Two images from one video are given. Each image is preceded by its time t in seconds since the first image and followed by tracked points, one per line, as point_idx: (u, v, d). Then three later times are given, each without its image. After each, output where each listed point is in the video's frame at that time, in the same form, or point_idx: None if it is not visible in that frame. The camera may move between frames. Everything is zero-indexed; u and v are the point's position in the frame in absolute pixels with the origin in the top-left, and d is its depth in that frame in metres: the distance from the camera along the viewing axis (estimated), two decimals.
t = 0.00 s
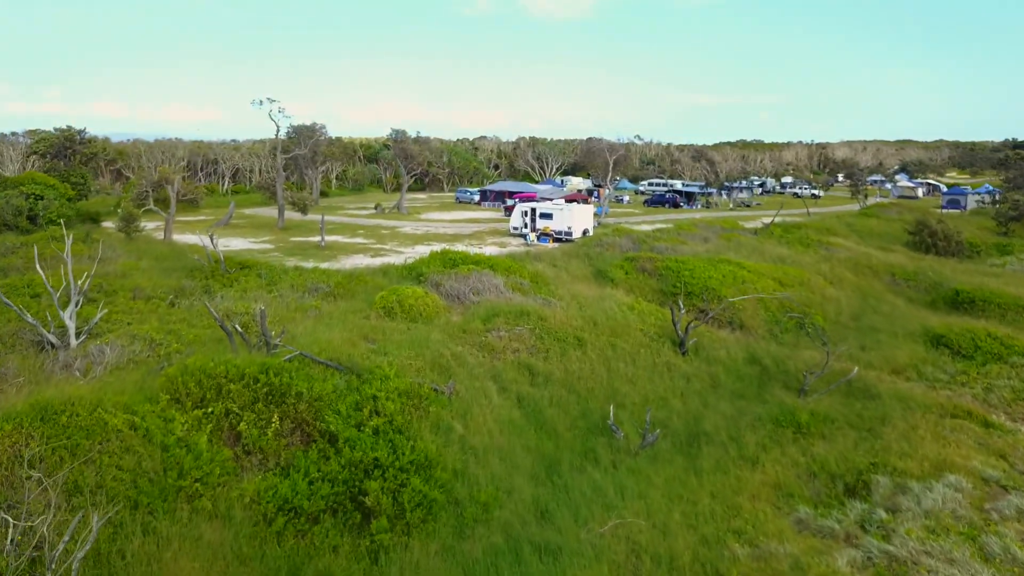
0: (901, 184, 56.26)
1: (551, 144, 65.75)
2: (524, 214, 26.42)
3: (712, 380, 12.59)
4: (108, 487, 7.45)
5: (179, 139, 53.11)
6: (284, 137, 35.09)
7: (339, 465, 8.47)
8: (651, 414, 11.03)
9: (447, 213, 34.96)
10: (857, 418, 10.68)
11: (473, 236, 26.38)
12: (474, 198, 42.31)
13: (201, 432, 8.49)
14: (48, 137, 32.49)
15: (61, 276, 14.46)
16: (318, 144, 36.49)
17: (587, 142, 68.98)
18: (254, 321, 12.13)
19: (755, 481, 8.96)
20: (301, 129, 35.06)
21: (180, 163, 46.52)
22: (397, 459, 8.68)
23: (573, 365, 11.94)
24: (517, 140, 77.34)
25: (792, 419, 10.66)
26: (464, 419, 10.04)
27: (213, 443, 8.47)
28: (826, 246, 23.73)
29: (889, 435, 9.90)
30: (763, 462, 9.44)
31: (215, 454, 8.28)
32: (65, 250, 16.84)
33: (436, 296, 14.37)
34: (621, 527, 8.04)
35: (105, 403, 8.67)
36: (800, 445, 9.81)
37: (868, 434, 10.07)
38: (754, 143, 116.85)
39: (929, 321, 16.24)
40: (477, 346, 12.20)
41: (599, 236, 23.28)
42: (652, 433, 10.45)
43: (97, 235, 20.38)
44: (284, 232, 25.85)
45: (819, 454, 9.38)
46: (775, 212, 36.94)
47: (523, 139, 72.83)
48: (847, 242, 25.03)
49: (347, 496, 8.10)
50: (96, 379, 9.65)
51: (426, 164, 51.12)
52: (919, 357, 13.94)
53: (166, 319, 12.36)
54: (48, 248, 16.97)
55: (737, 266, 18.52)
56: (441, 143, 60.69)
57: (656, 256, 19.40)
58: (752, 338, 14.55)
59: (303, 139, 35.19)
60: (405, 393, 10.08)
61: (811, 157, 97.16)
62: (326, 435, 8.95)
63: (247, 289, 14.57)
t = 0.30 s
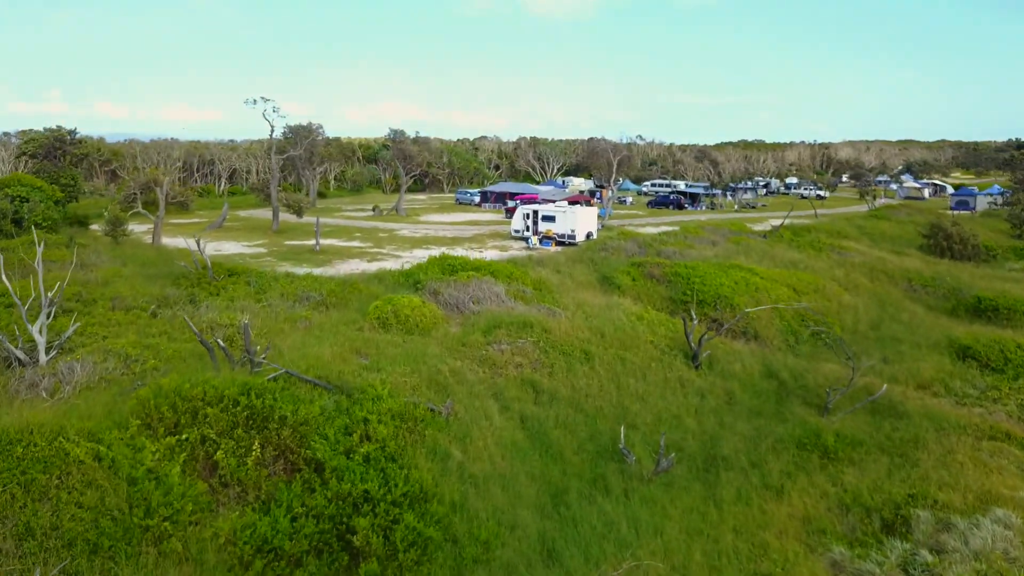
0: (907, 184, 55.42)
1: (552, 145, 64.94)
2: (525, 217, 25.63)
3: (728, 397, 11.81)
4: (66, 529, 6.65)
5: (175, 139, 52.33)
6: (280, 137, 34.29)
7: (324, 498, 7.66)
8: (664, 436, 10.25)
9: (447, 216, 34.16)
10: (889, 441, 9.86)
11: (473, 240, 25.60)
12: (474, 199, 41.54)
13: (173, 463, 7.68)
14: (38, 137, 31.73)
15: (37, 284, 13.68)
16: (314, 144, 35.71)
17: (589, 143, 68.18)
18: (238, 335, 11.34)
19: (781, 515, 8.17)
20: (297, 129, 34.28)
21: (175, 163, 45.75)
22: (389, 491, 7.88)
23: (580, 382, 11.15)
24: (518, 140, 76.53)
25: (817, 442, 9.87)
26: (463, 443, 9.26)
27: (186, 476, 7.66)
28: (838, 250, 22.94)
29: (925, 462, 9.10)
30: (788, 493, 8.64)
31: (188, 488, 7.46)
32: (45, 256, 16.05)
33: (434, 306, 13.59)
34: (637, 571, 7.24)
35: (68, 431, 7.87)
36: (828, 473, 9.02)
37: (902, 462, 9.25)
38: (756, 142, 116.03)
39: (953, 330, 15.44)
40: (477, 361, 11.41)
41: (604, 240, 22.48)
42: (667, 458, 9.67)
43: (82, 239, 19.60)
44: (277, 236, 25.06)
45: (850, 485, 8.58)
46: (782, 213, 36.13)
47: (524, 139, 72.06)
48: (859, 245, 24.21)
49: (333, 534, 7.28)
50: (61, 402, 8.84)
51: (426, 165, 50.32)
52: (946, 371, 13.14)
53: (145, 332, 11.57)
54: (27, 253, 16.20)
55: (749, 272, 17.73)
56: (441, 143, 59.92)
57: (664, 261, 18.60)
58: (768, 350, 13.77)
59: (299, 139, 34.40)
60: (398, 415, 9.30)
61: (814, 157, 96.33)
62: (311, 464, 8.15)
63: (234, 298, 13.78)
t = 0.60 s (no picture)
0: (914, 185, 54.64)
1: (553, 145, 64.18)
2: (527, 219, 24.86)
3: (746, 417, 11.02)
4: None
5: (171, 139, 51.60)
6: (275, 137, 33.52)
7: (306, 539, 6.82)
8: (679, 461, 9.46)
9: (446, 217, 33.37)
10: (924, 469, 9.08)
11: (473, 243, 24.83)
12: (474, 201, 40.78)
13: (138, 499, 6.84)
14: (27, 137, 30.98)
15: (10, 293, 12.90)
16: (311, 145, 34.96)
17: (590, 143, 67.40)
18: (220, 350, 10.55)
19: (813, 555, 7.38)
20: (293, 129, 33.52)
21: (170, 164, 44.99)
22: (378, 530, 7.06)
23: (587, 400, 10.37)
24: (519, 140, 75.72)
25: (846, 469, 9.09)
26: (461, 471, 8.48)
27: (153, 514, 6.79)
28: (851, 254, 22.16)
29: (968, 494, 8.31)
30: (819, 529, 7.85)
31: (153, 527, 6.59)
32: (23, 262, 15.28)
33: (432, 316, 12.82)
34: None
35: (22, 465, 7.07)
36: (860, 506, 8.24)
37: (942, 494, 8.46)
38: (757, 142, 115.29)
39: (978, 341, 14.65)
40: (477, 378, 10.62)
41: (608, 244, 21.71)
42: (683, 486, 8.87)
43: (66, 243, 18.84)
44: (271, 239, 24.28)
45: (887, 520, 7.79)
46: (789, 215, 35.33)
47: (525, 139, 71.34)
48: (872, 249, 23.43)
49: None
50: (20, 428, 8.02)
51: (425, 165, 49.55)
52: (976, 386, 12.35)
53: (121, 346, 10.78)
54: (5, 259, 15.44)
55: (762, 278, 16.96)
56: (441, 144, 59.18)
57: (672, 267, 17.81)
58: (785, 364, 13.00)
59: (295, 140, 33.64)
60: (390, 441, 8.51)
61: (817, 157, 95.55)
62: (293, 500, 7.34)
63: (219, 309, 13.00)
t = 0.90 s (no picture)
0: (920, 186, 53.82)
1: (554, 145, 63.37)
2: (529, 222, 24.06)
3: (767, 440, 10.22)
4: None
5: (166, 139, 50.80)
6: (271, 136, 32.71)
7: None
8: (699, 491, 8.66)
9: (445, 219, 32.58)
10: (967, 501, 8.28)
11: (474, 247, 24.03)
12: (475, 202, 40.00)
13: (93, 545, 5.94)
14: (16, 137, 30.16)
15: None
16: (308, 145, 34.16)
17: (591, 143, 66.61)
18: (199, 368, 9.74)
19: None
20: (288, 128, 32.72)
21: (165, 164, 44.23)
22: None
23: (597, 422, 9.58)
24: (519, 140, 74.88)
25: (882, 501, 8.29)
26: (458, 506, 7.67)
27: (110, 563, 5.86)
28: (866, 258, 21.36)
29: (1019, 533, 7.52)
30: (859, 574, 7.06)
31: None
32: None
33: (429, 327, 12.03)
34: None
35: None
36: (903, 547, 7.45)
37: (991, 533, 7.66)
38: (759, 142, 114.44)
39: (1007, 353, 13.85)
40: (477, 397, 9.82)
41: (613, 248, 20.91)
42: (705, 520, 8.06)
43: (48, 248, 18.02)
44: (264, 243, 23.46)
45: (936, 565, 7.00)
46: (796, 217, 34.53)
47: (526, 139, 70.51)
48: (886, 253, 22.62)
49: None
50: None
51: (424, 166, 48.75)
52: (1010, 403, 11.55)
53: (93, 363, 9.97)
54: None
55: (776, 285, 16.17)
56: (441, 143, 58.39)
57: (682, 273, 17.01)
58: (805, 379, 12.21)
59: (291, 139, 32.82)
60: (381, 473, 7.71)
61: (820, 157, 94.73)
62: (271, 544, 6.50)
63: (202, 320, 12.20)
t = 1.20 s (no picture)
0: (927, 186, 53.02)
1: (555, 145, 62.56)
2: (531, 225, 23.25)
3: (792, 466, 9.42)
4: None
5: (161, 138, 49.97)
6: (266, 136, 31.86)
7: None
8: (722, 527, 7.84)
9: (445, 221, 31.79)
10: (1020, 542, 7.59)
11: (474, 250, 23.22)
12: (475, 203, 39.21)
13: None
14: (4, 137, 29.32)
15: None
16: (304, 145, 33.33)
17: (593, 143, 65.81)
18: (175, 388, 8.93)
19: None
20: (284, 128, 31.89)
21: (159, 164, 43.38)
22: None
23: (608, 448, 8.77)
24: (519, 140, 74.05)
25: (926, 540, 7.53)
26: (457, 548, 6.84)
27: None
28: (881, 262, 20.58)
29: None
30: None
31: None
32: None
33: (425, 341, 11.24)
34: None
35: None
36: None
37: None
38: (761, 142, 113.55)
39: None
40: (477, 420, 9.02)
41: (619, 252, 20.12)
42: (730, 561, 7.23)
43: (28, 253, 17.20)
44: (256, 246, 22.64)
45: None
46: (804, 219, 33.73)
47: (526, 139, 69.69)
48: (901, 257, 21.84)
49: None
50: None
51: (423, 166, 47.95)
52: None
53: (59, 383, 9.15)
54: None
55: (792, 292, 15.37)
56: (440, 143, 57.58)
57: (692, 279, 16.21)
58: (827, 397, 11.42)
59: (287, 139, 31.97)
60: (370, 511, 6.87)
61: (823, 157, 93.93)
62: None
63: (183, 333, 11.41)
